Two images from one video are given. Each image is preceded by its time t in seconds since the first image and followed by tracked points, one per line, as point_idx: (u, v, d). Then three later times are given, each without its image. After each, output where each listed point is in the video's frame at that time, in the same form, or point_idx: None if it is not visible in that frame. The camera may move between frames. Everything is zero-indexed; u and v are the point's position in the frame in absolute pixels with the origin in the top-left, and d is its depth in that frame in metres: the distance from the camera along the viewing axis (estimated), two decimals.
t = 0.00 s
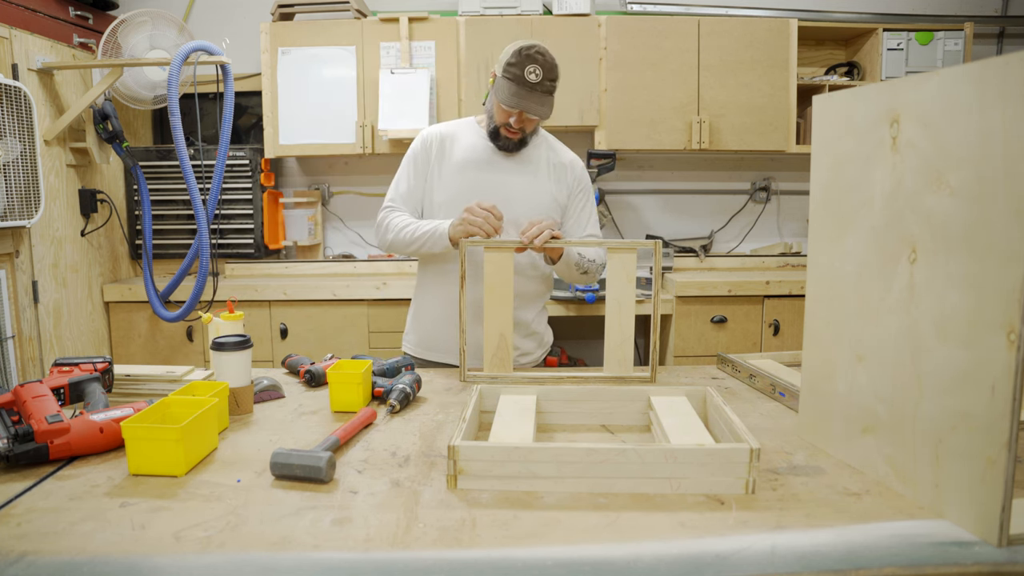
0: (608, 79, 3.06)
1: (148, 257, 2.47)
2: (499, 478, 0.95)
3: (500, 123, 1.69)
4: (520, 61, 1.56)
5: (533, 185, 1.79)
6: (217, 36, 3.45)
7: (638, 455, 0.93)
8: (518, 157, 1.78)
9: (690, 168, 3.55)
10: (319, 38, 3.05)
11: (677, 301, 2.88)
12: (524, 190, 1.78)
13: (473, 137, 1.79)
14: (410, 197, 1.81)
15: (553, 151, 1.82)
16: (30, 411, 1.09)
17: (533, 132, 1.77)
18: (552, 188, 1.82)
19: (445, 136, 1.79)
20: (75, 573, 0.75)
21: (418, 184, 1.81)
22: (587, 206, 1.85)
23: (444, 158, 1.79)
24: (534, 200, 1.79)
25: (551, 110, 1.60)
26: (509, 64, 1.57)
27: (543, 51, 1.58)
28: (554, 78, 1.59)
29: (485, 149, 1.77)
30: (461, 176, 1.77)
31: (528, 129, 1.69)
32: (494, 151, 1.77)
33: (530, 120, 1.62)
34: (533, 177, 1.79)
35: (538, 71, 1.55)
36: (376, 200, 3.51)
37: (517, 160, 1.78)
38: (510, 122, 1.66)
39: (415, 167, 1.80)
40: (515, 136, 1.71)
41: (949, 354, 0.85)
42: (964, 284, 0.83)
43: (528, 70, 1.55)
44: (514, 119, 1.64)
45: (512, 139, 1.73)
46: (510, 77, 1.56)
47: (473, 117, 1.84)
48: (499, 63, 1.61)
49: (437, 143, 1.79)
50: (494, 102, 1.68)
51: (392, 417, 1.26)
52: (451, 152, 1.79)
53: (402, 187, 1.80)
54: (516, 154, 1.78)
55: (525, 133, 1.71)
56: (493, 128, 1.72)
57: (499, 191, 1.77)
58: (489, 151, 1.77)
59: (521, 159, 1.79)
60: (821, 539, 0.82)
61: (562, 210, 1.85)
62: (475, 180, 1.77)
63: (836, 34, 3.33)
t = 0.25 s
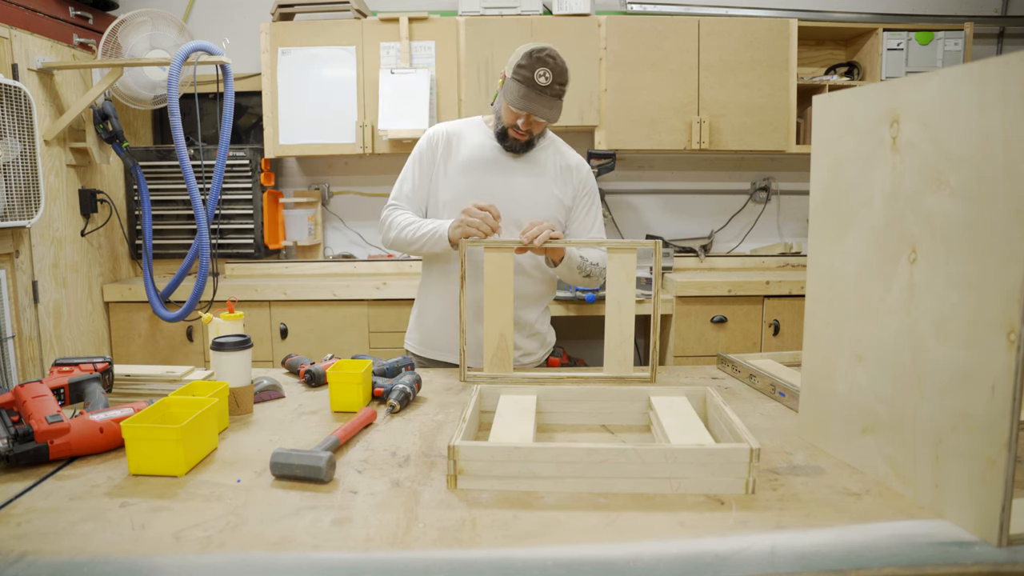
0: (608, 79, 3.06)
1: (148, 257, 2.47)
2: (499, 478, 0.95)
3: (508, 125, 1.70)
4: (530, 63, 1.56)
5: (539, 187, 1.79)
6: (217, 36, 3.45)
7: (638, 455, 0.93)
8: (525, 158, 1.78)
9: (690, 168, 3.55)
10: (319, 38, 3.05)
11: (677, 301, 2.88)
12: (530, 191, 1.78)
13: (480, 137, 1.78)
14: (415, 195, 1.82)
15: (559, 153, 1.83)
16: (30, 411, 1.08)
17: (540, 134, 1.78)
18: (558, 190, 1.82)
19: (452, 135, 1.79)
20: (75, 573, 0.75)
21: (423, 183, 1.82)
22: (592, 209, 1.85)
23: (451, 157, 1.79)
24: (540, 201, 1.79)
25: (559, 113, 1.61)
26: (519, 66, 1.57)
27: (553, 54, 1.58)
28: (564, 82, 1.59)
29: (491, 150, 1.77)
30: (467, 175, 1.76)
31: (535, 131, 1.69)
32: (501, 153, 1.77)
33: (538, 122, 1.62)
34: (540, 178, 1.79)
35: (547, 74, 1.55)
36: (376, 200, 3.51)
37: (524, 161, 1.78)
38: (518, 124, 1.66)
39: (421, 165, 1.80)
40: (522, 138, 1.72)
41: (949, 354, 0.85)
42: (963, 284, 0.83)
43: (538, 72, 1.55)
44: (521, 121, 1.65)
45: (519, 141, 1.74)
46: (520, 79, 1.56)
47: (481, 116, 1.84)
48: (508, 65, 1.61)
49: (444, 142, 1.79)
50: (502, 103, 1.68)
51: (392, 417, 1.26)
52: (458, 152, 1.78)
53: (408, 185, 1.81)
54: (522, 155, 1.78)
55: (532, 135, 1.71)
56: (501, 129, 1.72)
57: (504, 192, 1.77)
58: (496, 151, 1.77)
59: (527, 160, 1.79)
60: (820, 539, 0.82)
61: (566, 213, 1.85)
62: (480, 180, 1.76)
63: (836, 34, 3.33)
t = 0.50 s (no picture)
0: (608, 79, 3.06)
1: (148, 257, 2.47)
2: (499, 478, 0.95)
3: (514, 126, 1.69)
4: (539, 65, 1.56)
5: (542, 189, 1.79)
6: (217, 36, 3.45)
7: (638, 455, 0.93)
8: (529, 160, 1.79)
9: (690, 168, 3.55)
10: (319, 38, 3.05)
11: (677, 301, 2.88)
12: (534, 193, 1.78)
13: (485, 137, 1.79)
14: (418, 195, 1.82)
15: (563, 156, 1.83)
16: (30, 411, 1.08)
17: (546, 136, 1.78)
18: (562, 193, 1.82)
19: (457, 135, 1.80)
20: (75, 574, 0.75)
21: (426, 182, 1.82)
22: (596, 213, 1.85)
23: (455, 157, 1.79)
24: (543, 203, 1.78)
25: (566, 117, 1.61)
26: (527, 67, 1.57)
27: (561, 57, 1.59)
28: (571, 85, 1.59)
29: (496, 151, 1.77)
30: (470, 175, 1.76)
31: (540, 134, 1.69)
32: (505, 154, 1.77)
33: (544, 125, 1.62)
34: (544, 181, 1.79)
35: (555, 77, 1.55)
36: (376, 200, 3.51)
37: (528, 163, 1.78)
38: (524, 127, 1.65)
39: (425, 164, 1.81)
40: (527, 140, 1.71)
41: (949, 354, 0.85)
42: (964, 284, 0.83)
43: (546, 75, 1.55)
44: (527, 122, 1.63)
45: (524, 142, 1.73)
46: (528, 81, 1.56)
47: (486, 117, 1.84)
48: (516, 65, 1.61)
49: (448, 142, 1.79)
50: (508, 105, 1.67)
51: (392, 417, 1.26)
52: (462, 152, 1.79)
53: (411, 184, 1.82)
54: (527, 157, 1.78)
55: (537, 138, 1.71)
56: (506, 130, 1.71)
57: (508, 193, 1.77)
58: (500, 152, 1.77)
59: (532, 162, 1.79)
60: (820, 539, 0.82)
61: (570, 215, 1.85)
62: (483, 180, 1.76)
63: (836, 34, 3.33)
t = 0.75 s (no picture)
0: (607, 79, 3.06)
1: (148, 257, 2.47)
2: (499, 478, 0.95)
3: (518, 128, 1.68)
4: (546, 70, 1.54)
5: (547, 192, 1.79)
6: (217, 36, 3.45)
7: (638, 455, 0.93)
8: (534, 162, 1.78)
9: (690, 168, 3.55)
10: (319, 38, 3.05)
11: (677, 301, 2.88)
12: (538, 196, 1.78)
13: (490, 138, 1.78)
14: (421, 193, 1.82)
15: (569, 159, 1.82)
16: (30, 411, 1.08)
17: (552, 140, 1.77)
18: (566, 196, 1.82)
19: (461, 134, 1.79)
20: (75, 574, 0.75)
21: (430, 181, 1.82)
22: (600, 217, 1.85)
23: (459, 157, 1.79)
24: (547, 207, 1.79)
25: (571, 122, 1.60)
26: (534, 71, 1.55)
27: (570, 60, 1.57)
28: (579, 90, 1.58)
29: (501, 152, 1.77)
30: (475, 177, 1.76)
31: (545, 137, 1.69)
32: (510, 156, 1.77)
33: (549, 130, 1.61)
34: (548, 184, 1.79)
35: (563, 82, 1.54)
36: (376, 200, 3.51)
37: (533, 165, 1.78)
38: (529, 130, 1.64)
39: (429, 163, 1.80)
40: (532, 142, 1.71)
41: (949, 354, 0.85)
42: (964, 284, 0.83)
43: (553, 79, 1.53)
44: (533, 126, 1.63)
45: (528, 145, 1.73)
46: (535, 85, 1.55)
47: (492, 116, 1.83)
48: (523, 67, 1.59)
49: (453, 141, 1.79)
50: (514, 107, 1.66)
51: (392, 417, 1.26)
52: (466, 152, 1.78)
53: (414, 183, 1.81)
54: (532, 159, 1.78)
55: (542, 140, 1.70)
56: (511, 131, 1.71)
57: (512, 196, 1.77)
58: (505, 154, 1.77)
59: (536, 164, 1.78)
60: (820, 539, 0.82)
61: (574, 218, 1.86)
62: (488, 182, 1.76)
63: (836, 34, 3.33)
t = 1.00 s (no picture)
0: (607, 79, 3.06)
1: (148, 257, 2.47)
2: (499, 478, 0.95)
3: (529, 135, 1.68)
4: (563, 82, 1.53)
5: (552, 197, 1.79)
6: (217, 36, 3.45)
7: (638, 455, 0.93)
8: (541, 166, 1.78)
9: (690, 168, 3.55)
10: (319, 38, 3.05)
11: (677, 301, 2.88)
12: (543, 201, 1.78)
13: (498, 139, 1.77)
14: (426, 190, 1.83)
15: (576, 165, 1.82)
16: (30, 411, 1.08)
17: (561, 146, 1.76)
18: (572, 201, 1.82)
19: (468, 134, 1.78)
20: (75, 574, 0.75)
21: (435, 179, 1.82)
22: (605, 223, 1.85)
23: (466, 156, 1.78)
24: (551, 212, 1.79)
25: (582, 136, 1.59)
26: (551, 80, 1.54)
27: (588, 73, 1.55)
28: (594, 104, 1.57)
29: (508, 154, 1.76)
30: (480, 178, 1.76)
31: (554, 147, 1.68)
32: (517, 159, 1.76)
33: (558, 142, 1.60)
34: (554, 189, 1.79)
35: (578, 96, 1.53)
36: (376, 200, 3.51)
37: (539, 168, 1.78)
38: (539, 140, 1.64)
39: (435, 160, 1.80)
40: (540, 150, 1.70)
41: (949, 354, 0.85)
42: (963, 284, 0.83)
43: (567, 91, 1.52)
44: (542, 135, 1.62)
45: (537, 151, 1.72)
46: (550, 95, 1.54)
47: (502, 116, 1.82)
48: (540, 73, 1.58)
49: (461, 140, 1.78)
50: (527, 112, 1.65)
51: (391, 417, 1.26)
52: (474, 152, 1.77)
53: (420, 180, 1.82)
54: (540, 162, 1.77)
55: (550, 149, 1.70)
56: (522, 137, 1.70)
57: (516, 199, 1.77)
58: (512, 156, 1.76)
59: (543, 168, 1.78)
60: (820, 539, 0.82)
61: (578, 224, 1.85)
62: (492, 184, 1.77)
63: (836, 33, 3.33)
